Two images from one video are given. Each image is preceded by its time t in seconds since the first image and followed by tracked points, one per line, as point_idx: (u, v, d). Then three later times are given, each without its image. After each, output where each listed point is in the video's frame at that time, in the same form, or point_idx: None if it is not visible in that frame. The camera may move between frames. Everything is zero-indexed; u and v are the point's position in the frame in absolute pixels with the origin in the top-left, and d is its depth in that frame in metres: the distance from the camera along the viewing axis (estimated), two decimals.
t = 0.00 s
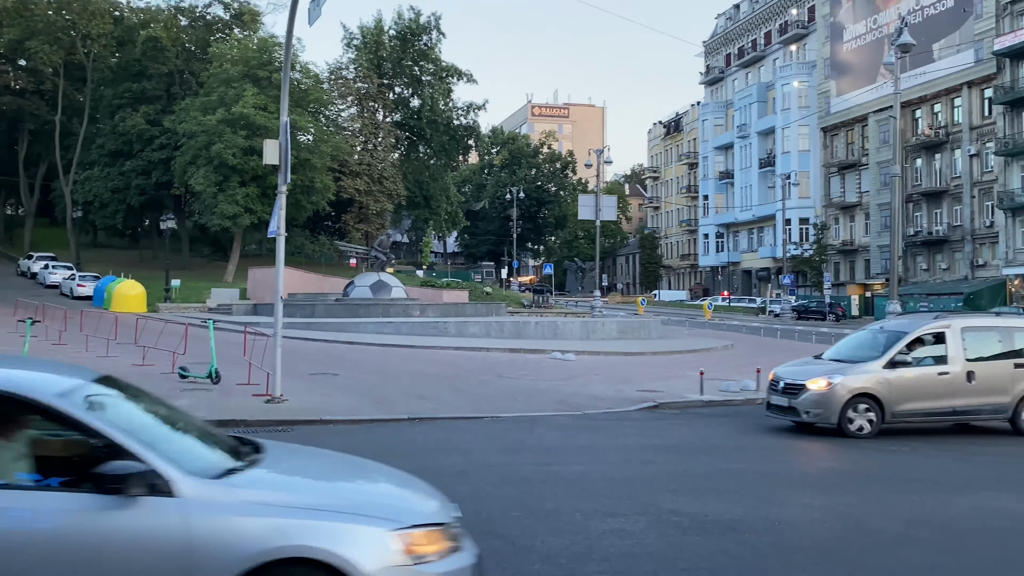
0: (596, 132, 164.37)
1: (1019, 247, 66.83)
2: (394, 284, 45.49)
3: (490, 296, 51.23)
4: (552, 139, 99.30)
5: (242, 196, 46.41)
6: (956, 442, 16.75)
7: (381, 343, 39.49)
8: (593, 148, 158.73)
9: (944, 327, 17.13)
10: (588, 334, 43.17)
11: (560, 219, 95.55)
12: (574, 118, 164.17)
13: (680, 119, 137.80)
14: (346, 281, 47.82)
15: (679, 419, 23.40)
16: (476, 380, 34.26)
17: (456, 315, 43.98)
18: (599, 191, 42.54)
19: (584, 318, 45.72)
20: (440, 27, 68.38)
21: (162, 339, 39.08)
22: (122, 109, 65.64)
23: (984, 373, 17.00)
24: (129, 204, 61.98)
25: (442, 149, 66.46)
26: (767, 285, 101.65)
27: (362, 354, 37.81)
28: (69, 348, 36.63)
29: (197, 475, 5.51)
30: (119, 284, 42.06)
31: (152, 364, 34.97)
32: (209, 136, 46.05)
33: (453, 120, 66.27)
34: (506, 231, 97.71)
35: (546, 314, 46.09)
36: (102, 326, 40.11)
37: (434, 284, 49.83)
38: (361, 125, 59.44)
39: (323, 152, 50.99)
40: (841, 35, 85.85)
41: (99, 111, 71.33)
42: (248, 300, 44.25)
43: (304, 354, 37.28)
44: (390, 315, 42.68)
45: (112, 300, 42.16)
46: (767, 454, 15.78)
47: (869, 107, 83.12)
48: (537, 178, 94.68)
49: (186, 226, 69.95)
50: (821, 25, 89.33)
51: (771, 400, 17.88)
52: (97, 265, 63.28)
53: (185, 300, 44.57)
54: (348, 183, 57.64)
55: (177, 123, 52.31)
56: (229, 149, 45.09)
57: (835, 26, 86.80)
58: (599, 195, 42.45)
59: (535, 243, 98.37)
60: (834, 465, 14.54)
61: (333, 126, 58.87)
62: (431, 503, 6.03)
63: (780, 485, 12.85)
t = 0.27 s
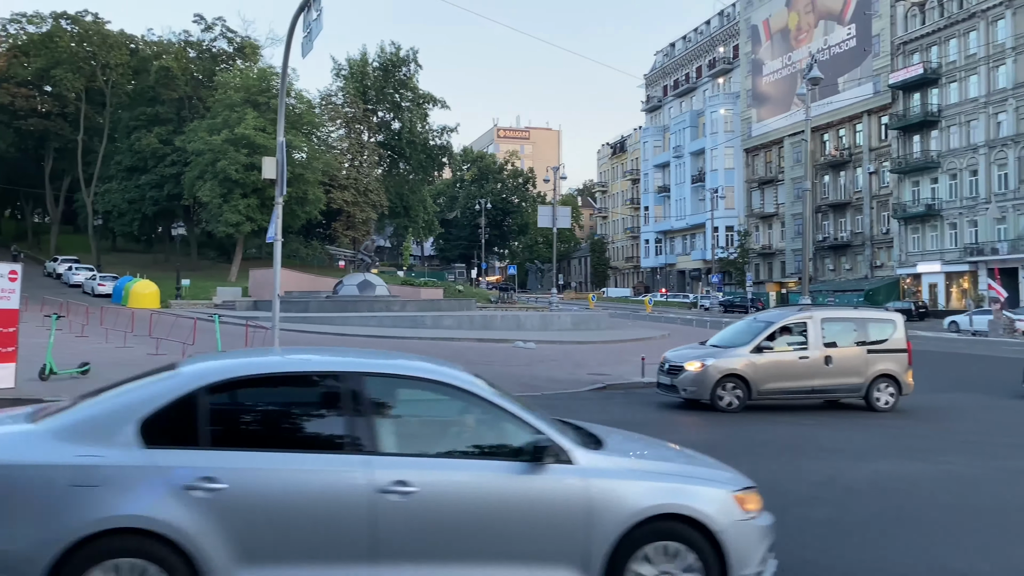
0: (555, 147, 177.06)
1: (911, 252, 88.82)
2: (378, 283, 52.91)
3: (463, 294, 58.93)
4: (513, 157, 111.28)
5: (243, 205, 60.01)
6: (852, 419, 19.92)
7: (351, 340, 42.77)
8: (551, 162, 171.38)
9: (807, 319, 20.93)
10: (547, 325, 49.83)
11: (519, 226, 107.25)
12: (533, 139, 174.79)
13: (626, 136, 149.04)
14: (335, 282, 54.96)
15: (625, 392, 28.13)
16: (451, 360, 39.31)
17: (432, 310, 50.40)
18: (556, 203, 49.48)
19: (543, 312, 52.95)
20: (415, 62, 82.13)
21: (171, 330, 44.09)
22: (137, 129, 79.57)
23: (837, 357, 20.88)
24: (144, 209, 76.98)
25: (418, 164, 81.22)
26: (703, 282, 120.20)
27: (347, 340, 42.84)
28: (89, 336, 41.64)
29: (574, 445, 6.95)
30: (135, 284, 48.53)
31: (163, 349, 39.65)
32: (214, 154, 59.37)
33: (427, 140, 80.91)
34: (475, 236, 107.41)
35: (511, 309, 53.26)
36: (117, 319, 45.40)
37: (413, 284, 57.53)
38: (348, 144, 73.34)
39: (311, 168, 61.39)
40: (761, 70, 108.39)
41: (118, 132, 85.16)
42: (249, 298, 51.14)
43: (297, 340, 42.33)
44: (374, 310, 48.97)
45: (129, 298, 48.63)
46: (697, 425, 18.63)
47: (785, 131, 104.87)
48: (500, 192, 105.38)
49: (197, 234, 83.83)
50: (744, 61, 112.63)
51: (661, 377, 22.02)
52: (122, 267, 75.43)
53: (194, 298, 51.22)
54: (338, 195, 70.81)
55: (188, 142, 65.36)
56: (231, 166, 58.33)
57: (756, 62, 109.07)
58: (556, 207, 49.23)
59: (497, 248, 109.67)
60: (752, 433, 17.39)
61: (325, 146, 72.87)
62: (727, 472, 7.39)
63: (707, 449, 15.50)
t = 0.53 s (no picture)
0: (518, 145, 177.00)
1: (866, 250, 90.67)
2: (339, 281, 52.60)
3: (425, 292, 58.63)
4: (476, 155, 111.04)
5: (201, 202, 59.12)
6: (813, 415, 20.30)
7: (312, 339, 42.29)
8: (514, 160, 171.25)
9: (727, 314, 20.91)
10: (510, 323, 49.77)
11: (482, 224, 107.16)
12: (496, 137, 174.80)
13: (588, 135, 149.57)
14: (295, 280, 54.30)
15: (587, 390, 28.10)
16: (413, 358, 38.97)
17: (394, 308, 50.04)
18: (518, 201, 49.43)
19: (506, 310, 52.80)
20: (376, 57, 81.73)
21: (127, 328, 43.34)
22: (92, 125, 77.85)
23: (756, 352, 20.81)
24: (99, 207, 75.32)
25: (379, 161, 80.74)
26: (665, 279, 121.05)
27: (308, 340, 42.28)
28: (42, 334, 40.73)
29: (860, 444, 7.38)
30: (88, 283, 47.40)
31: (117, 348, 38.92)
32: (171, 150, 58.54)
33: (389, 137, 80.53)
34: (438, 234, 107.31)
35: (474, 307, 53.07)
36: (71, 318, 44.48)
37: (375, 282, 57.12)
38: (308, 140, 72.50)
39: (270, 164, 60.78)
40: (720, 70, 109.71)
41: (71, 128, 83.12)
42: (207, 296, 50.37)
43: (256, 339, 41.67)
44: (335, 309, 48.52)
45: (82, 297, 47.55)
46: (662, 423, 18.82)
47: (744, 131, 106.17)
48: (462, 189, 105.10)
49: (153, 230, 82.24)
50: (704, 62, 113.89)
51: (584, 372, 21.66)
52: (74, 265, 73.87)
53: (150, 297, 50.40)
54: (298, 191, 70.05)
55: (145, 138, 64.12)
56: (189, 162, 57.50)
57: (716, 62, 110.21)
58: (518, 205, 49.15)
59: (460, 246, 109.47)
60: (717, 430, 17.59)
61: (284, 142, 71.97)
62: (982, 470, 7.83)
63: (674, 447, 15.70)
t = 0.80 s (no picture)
0: (475, 143, 176.75)
1: (817, 249, 92.48)
2: (294, 279, 52.03)
3: (381, 290, 58.16)
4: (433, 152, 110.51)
5: (151, 198, 57.92)
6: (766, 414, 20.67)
7: (267, 338, 41.70)
8: (471, 158, 170.97)
9: (648, 312, 21.32)
10: (468, 321, 49.66)
11: (439, 221, 106.86)
12: (453, 134, 174.31)
13: (546, 133, 150.00)
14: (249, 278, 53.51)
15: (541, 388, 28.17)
16: (370, 356, 38.60)
17: (350, 307, 49.55)
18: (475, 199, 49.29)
19: (464, 308, 52.67)
20: (332, 53, 80.99)
21: (74, 327, 42.31)
22: (36, 119, 75.79)
23: (676, 349, 20.97)
24: (45, 203, 73.41)
25: (335, 158, 80.01)
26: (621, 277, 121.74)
27: (262, 338, 41.65)
28: None
29: None
30: (32, 280, 45.81)
31: (63, 347, 37.96)
32: (120, 146, 57.30)
33: (345, 134, 79.80)
34: (395, 231, 106.78)
35: (432, 305, 52.83)
36: (15, 316, 43.26)
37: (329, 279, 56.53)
38: (263, 136, 71.46)
39: (223, 160, 59.83)
40: (676, 71, 110.95)
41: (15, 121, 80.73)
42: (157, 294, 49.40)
43: (208, 338, 40.91)
44: (291, 307, 48.01)
45: (26, 294, 45.99)
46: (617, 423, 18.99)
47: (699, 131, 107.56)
48: (420, 186, 104.57)
49: (101, 226, 80.43)
50: (660, 62, 114.98)
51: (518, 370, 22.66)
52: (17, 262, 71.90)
53: (98, 295, 49.22)
54: (251, 188, 69.04)
55: (92, 132, 62.65)
56: (139, 157, 56.31)
57: (671, 63, 111.38)
58: (476, 203, 48.99)
59: (418, 244, 109.15)
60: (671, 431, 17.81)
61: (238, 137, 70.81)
62: None
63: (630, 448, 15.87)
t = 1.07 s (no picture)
0: (428, 142, 176.12)
1: (764, 250, 94.14)
2: (242, 277, 51.32)
3: (332, 288, 57.63)
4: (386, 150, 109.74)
5: (94, 195, 56.51)
6: (714, 411, 21.09)
7: (214, 337, 41.03)
8: (424, 156, 170.32)
9: (574, 310, 21.90)
10: (419, 321, 49.53)
11: (392, 220, 106.29)
12: (406, 132, 173.37)
13: (500, 133, 150.11)
14: (195, 276, 52.56)
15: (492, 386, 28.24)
16: (321, 355, 38.27)
17: (300, 305, 49.01)
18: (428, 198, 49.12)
19: (416, 307, 52.54)
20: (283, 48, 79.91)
21: (11, 326, 41.11)
22: None
23: (602, 347, 21.79)
24: None
25: (286, 155, 78.98)
26: (574, 277, 122.57)
27: (210, 338, 40.98)
28: None
29: None
30: None
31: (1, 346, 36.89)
32: (61, 140, 55.78)
33: (296, 131, 78.86)
34: (347, 229, 105.93)
35: (383, 304, 52.56)
36: None
37: (279, 278, 55.87)
38: (211, 132, 70.25)
39: (170, 156, 58.65)
40: (628, 72, 112.03)
41: None
42: (100, 293, 48.26)
43: (153, 337, 40.09)
44: (239, 306, 47.33)
45: None
46: (569, 421, 19.14)
47: (651, 132, 108.74)
48: (372, 184, 103.78)
49: (41, 222, 78.22)
50: (613, 64, 115.90)
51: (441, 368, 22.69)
52: None
53: (38, 293, 47.91)
54: (199, 184, 67.68)
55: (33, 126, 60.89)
56: (81, 152, 54.89)
57: (624, 65, 112.46)
58: (429, 201, 48.83)
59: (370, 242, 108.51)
60: (622, 429, 18.03)
61: (185, 133, 69.41)
62: None
63: (581, 447, 16.03)
